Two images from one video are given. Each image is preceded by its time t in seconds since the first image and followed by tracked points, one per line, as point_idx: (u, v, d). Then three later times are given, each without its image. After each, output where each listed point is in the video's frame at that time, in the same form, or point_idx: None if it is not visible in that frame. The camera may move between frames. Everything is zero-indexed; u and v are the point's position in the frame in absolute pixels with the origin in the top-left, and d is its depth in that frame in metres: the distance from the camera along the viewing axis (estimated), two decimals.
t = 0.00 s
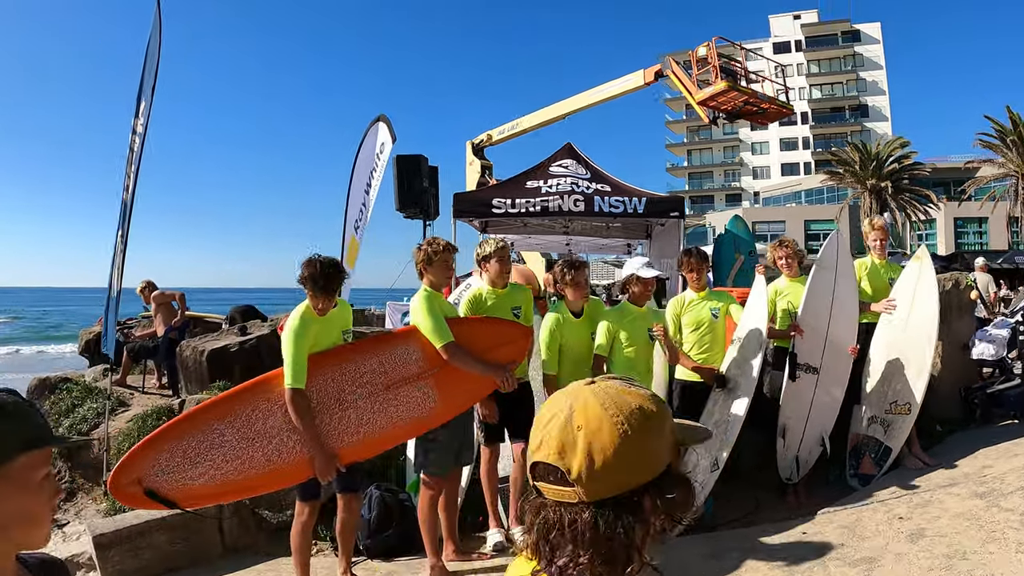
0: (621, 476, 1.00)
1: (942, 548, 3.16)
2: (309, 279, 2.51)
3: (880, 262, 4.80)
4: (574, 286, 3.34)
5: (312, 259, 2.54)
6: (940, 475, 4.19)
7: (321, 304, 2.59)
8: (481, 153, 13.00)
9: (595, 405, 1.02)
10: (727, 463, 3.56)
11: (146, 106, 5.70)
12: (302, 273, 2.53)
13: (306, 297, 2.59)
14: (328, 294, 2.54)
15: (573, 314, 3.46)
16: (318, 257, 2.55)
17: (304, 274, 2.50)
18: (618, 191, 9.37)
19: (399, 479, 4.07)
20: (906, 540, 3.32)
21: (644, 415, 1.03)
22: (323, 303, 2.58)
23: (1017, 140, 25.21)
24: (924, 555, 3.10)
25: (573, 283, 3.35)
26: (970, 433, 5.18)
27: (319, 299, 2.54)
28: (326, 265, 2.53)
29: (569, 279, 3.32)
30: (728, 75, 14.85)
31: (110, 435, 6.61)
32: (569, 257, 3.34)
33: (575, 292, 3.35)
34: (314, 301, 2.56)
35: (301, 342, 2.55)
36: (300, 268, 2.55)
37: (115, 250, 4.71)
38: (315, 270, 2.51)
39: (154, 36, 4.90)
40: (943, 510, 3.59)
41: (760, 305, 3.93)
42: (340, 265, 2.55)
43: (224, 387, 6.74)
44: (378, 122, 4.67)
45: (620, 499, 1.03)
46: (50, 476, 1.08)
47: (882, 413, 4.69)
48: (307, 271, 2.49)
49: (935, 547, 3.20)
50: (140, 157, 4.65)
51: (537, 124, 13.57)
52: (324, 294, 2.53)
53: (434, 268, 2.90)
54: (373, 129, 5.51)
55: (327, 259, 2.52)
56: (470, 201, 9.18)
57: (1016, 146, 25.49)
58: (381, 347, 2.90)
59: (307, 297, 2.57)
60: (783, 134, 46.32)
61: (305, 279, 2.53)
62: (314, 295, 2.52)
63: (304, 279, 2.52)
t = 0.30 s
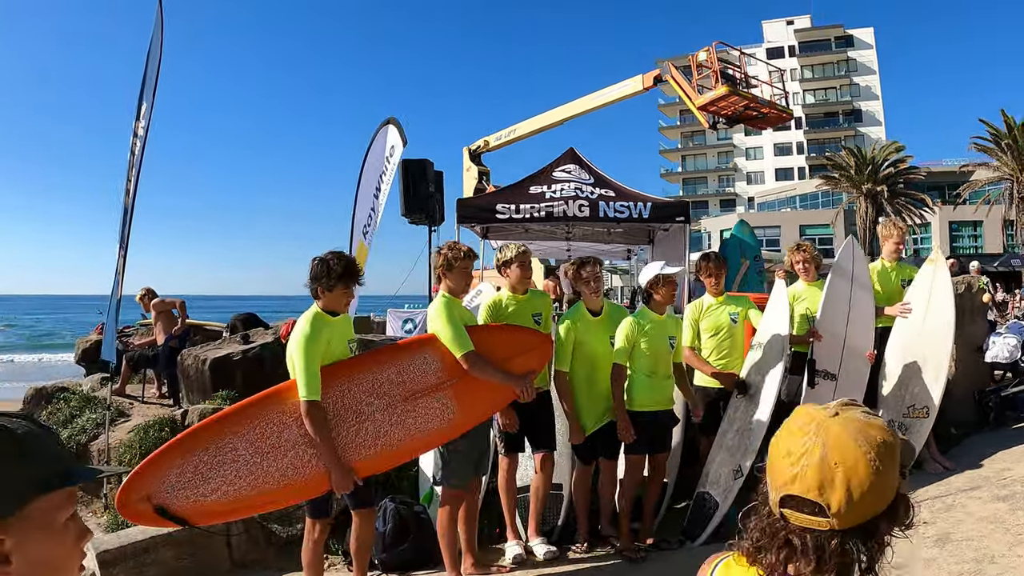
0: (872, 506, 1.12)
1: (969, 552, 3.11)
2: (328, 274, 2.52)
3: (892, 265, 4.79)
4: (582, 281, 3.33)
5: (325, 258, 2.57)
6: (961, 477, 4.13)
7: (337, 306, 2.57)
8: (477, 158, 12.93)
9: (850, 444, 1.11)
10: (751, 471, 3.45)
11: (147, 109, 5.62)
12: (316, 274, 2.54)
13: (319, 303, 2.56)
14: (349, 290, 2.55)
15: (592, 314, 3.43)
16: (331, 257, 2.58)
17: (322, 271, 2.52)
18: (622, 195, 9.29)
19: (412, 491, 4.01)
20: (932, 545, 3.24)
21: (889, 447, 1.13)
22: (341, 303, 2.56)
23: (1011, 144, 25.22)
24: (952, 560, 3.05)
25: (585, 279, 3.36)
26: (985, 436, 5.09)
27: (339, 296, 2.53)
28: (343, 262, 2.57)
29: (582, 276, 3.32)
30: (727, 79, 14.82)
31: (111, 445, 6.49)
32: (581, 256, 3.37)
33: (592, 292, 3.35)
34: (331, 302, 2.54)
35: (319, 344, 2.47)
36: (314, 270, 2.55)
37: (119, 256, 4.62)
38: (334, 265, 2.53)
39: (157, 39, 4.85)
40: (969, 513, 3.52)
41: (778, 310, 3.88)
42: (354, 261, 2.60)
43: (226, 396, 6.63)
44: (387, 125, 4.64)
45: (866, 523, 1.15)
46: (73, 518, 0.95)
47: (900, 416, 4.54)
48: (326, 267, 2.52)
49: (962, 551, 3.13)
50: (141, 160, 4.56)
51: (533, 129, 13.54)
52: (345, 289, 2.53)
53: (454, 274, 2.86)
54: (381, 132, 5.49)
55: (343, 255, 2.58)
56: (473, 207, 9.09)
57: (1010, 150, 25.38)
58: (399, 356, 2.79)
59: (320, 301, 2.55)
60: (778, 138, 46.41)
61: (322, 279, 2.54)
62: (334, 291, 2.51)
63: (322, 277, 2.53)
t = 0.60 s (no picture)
0: None
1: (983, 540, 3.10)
2: (336, 275, 2.53)
3: (884, 266, 4.86)
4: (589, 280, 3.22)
5: (328, 261, 2.56)
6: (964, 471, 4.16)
7: (343, 309, 2.56)
8: (454, 168, 12.90)
9: None
10: (762, 472, 3.49)
11: (135, 115, 5.52)
12: (321, 278, 2.53)
13: (325, 309, 2.52)
14: (354, 288, 2.57)
15: (596, 311, 3.34)
16: (333, 260, 2.57)
17: (328, 271, 2.52)
18: (609, 202, 9.27)
19: (416, 500, 3.97)
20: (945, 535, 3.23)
21: None
22: (349, 304, 2.56)
23: (982, 146, 25.79)
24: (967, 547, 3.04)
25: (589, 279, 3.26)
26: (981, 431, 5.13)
27: (346, 296, 2.53)
28: (347, 263, 2.57)
29: (586, 275, 3.21)
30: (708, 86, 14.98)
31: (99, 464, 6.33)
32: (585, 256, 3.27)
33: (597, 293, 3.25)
34: (338, 304, 2.53)
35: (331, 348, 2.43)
36: (318, 274, 2.54)
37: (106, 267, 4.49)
38: (341, 265, 2.54)
39: (146, 44, 4.78)
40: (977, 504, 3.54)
41: (781, 311, 3.88)
42: (357, 262, 2.61)
43: (218, 410, 6.56)
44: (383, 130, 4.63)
45: None
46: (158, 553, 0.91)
47: (899, 412, 4.55)
48: (332, 267, 2.53)
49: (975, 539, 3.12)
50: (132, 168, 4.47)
51: (512, 138, 13.56)
52: (352, 288, 2.55)
53: (466, 280, 2.84)
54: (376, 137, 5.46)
55: (345, 256, 2.58)
56: (460, 214, 9.01)
57: (982, 151, 25.97)
58: (413, 364, 2.74)
59: (327, 305, 2.52)
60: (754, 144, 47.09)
61: (328, 282, 2.53)
62: (342, 291, 2.52)
63: (329, 279, 2.52)
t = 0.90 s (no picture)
0: None
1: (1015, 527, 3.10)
2: (363, 279, 2.51)
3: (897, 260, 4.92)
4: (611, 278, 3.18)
5: (353, 268, 2.56)
6: (985, 458, 4.16)
7: (375, 315, 2.52)
8: (440, 175, 12.86)
9: None
10: (792, 468, 3.53)
11: (131, 123, 5.42)
12: (349, 285, 2.52)
13: (357, 317, 2.49)
14: (385, 290, 2.56)
15: (619, 312, 3.25)
16: (361, 265, 2.55)
17: (356, 276, 2.51)
18: (606, 205, 9.19)
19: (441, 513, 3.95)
20: (976, 524, 3.23)
21: None
22: (381, 308, 2.53)
23: (961, 142, 26.21)
24: (1001, 535, 3.04)
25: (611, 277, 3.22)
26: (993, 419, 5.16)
27: (377, 299, 2.52)
28: (374, 265, 2.56)
29: (611, 274, 3.16)
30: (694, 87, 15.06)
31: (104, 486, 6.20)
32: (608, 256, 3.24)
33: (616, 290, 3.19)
34: (370, 309, 2.50)
35: (367, 352, 2.38)
36: (345, 283, 2.53)
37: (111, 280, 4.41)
38: (367, 269, 2.54)
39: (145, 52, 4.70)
40: (1004, 489, 3.55)
41: (803, 308, 3.85)
42: (382, 265, 2.60)
43: (224, 425, 6.55)
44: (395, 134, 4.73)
45: None
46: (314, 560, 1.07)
47: (917, 405, 4.59)
48: (359, 272, 2.52)
49: (1007, 527, 3.13)
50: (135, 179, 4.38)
51: (498, 144, 13.54)
52: (383, 289, 2.55)
53: (497, 284, 2.82)
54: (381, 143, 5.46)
55: (369, 258, 2.57)
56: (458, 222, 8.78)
57: (961, 147, 26.38)
58: (449, 373, 2.71)
59: (358, 312, 2.49)
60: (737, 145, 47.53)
61: (356, 288, 2.51)
62: (372, 293, 2.51)
63: (358, 284, 2.51)
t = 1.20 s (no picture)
0: None
1: None
2: (406, 266, 2.41)
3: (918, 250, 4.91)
4: (649, 267, 3.13)
5: (394, 254, 2.46)
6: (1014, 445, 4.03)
7: (421, 304, 2.43)
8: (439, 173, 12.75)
9: None
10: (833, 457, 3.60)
11: (139, 111, 5.32)
12: (391, 273, 2.43)
13: (403, 306, 2.41)
14: (430, 277, 2.46)
15: (659, 301, 3.20)
16: (403, 251, 2.46)
17: (398, 263, 2.42)
18: (614, 199, 9.09)
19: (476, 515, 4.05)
20: (1015, 507, 3.12)
21: None
22: (427, 296, 2.44)
23: (955, 139, 26.30)
24: None
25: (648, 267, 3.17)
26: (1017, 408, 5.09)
27: (422, 286, 2.42)
28: (416, 252, 2.46)
29: (650, 264, 3.11)
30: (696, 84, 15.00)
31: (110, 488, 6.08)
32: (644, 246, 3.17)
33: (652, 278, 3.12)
34: (415, 297, 2.41)
35: (415, 343, 2.29)
36: (388, 270, 2.44)
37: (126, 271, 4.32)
38: (409, 256, 2.44)
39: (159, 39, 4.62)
40: None
41: (837, 297, 4.02)
42: (424, 250, 2.50)
43: (237, 425, 6.48)
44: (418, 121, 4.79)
45: None
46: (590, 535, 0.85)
47: (942, 393, 4.52)
48: (401, 259, 2.42)
49: None
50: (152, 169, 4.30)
51: (493, 141, 13.43)
52: (426, 275, 2.44)
53: (542, 271, 2.86)
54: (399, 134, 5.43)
55: (410, 244, 2.47)
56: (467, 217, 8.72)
57: (954, 144, 26.47)
58: (499, 364, 2.66)
59: (403, 301, 2.41)
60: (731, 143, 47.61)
61: (399, 275, 2.42)
62: (416, 280, 2.41)
63: (401, 271, 2.41)
